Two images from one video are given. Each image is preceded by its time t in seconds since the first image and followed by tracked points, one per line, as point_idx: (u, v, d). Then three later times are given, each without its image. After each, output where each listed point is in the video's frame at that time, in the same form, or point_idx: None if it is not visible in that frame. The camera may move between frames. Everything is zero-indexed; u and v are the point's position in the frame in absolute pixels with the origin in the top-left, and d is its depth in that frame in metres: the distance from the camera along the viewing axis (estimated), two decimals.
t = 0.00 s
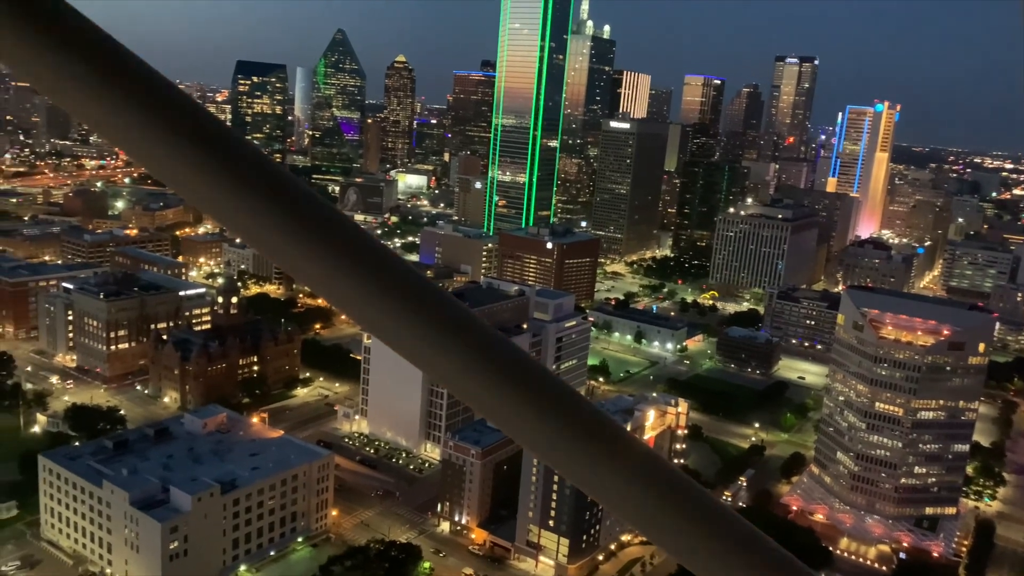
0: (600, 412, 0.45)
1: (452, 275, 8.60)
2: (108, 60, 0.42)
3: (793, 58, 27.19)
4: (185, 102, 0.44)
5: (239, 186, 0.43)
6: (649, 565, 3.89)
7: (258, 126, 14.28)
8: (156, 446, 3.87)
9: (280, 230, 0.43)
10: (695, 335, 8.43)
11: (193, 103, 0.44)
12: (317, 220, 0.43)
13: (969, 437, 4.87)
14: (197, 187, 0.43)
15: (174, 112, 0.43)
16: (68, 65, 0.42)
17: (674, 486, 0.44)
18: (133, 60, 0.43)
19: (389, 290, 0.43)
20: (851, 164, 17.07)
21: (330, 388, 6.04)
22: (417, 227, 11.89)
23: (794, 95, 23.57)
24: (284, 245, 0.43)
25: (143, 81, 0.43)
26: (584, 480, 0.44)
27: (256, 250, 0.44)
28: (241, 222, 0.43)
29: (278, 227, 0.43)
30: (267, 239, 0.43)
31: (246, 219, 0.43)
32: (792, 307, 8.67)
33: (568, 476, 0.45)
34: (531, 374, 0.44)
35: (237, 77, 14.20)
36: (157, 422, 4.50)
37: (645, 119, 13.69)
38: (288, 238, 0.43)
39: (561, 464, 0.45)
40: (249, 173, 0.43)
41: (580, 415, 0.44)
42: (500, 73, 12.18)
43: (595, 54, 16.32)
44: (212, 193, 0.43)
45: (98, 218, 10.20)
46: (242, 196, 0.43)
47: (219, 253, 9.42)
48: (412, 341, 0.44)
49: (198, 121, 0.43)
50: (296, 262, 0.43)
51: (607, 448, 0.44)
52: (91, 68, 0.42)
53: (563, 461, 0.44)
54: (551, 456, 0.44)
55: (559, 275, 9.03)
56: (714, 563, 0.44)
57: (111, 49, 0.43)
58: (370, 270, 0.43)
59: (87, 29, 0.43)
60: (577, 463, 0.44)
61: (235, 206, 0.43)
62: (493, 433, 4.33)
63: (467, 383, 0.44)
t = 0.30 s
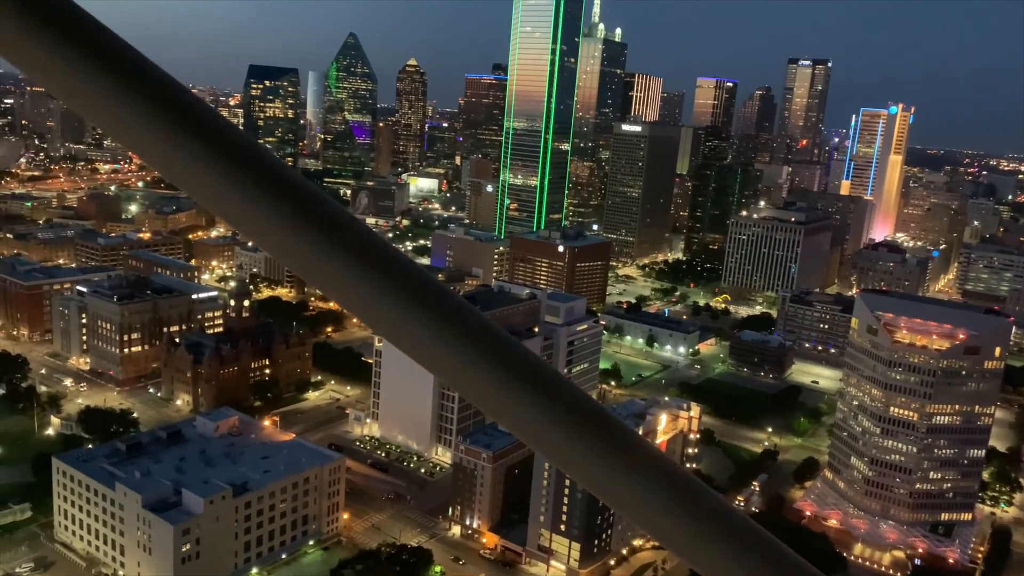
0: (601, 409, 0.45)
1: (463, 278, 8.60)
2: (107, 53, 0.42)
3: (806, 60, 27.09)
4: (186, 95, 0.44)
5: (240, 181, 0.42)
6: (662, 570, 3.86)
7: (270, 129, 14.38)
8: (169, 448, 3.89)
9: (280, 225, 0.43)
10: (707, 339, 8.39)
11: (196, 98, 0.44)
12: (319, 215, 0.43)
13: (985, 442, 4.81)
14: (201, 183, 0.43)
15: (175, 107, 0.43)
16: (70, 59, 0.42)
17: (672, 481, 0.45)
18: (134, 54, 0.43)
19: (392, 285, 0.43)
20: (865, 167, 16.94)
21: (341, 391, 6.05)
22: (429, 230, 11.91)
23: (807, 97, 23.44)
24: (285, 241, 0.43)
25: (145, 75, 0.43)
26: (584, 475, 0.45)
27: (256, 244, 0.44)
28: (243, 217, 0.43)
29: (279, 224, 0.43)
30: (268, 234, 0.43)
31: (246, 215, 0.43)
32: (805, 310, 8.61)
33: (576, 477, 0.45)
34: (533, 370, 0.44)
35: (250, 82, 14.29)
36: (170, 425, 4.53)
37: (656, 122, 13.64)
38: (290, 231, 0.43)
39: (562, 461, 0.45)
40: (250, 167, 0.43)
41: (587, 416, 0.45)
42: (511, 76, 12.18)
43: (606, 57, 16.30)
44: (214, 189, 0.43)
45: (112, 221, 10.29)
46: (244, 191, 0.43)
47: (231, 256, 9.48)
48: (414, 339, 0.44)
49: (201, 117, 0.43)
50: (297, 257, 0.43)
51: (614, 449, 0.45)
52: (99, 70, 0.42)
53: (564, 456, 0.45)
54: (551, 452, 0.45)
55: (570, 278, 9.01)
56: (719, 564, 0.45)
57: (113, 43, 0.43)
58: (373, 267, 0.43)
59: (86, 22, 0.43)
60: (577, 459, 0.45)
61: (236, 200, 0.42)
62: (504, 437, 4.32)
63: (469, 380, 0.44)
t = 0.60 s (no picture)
0: (600, 406, 0.46)
1: (471, 285, 8.61)
2: (115, 61, 0.44)
3: (814, 64, 27.03)
4: (192, 101, 0.45)
5: (253, 189, 0.44)
6: None
7: (279, 137, 14.45)
8: (180, 455, 3.90)
9: (281, 223, 0.44)
10: (716, 344, 8.36)
11: (200, 103, 0.46)
12: (319, 213, 0.44)
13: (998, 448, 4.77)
14: (204, 184, 0.44)
15: (181, 112, 0.44)
16: (80, 66, 0.43)
17: (672, 475, 0.45)
18: (141, 61, 0.45)
19: (392, 282, 0.44)
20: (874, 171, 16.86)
21: (351, 398, 6.06)
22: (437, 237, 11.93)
23: (815, 102, 23.39)
24: (286, 240, 0.44)
25: (152, 82, 0.44)
26: (582, 468, 0.45)
27: (257, 244, 0.45)
28: (243, 217, 0.44)
29: (281, 224, 0.44)
30: (269, 233, 0.44)
31: (251, 216, 0.44)
32: (814, 315, 8.56)
33: (584, 480, 0.46)
34: (530, 364, 0.45)
35: (259, 91, 14.40)
36: (180, 432, 4.55)
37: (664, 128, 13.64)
38: (292, 231, 0.44)
39: (561, 456, 0.45)
40: (263, 178, 0.44)
41: (599, 418, 0.45)
42: (519, 83, 12.21)
43: (614, 63, 16.32)
44: (217, 189, 0.44)
45: (122, 230, 10.35)
46: (245, 190, 0.44)
47: (241, 264, 9.53)
48: (414, 336, 0.44)
49: (205, 121, 0.44)
50: (297, 256, 0.44)
51: (623, 452, 0.45)
52: (118, 86, 0.44)
53: (563, 453, 0.45)
54: (550, 446, 0.45)
55: (579, 284, 9.00)
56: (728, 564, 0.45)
57: (122, 53, 0.45)
58: (374, 263, 0.44)
59: (98, 34, 0.44)
60: (576, 454, 0.45)
61: (238, 201, 0.44)
62: (513, 443, 4.31)
63: (468, 375, 0.44)
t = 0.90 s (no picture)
0: (605, 412, 0.46)
1: (482, 294, 8.62)
2: (132, 77, 0.46)
3: (825, 71, 26.94)
4: (198, 114, 0.47)
5: (262, 199, 0.45)
6: None
7: (291, 149, 14.53)
8: (193, 466, 3.92)
9: (285, 231, 0.45)
10: (729, 352, 8.31)
11: (207, 115, 0.47)
12: (326, 220, 0.45)
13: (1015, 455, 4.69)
14: (215, 194, 0.45)
15: (191, 122, 0.46)
16: (97, 84, 0.46)
17: (677, 483, 0.45)
18: (154, 79, 0.47)
19: (392, 287, 0.45)
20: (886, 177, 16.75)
21: (363, 408, 6.07)
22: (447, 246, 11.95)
23: (826, 109, 23.33)
24: (293, 249, 0.45)
25: (164, 96, 0.46)
26: (584, 471, 0.45)
27: (266, 250, 0.46)
28: (249, 224, 0.45)
29: (289, 232, 0.45)
30: (277, 241, 0.45)
31: (262, 227, 0.45)
32: (827, 322, 8.49)
33: (588, 487, 0.46)
34: (530, 366, 0.45)
35: (271, 103, 14.53)
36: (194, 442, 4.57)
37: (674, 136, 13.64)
38: (294, 236, 0.45)
39: (564, 461, 0.45)
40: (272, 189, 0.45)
41: (602, 424, 0.46)
42: (528, 92, 12.25)
43: (623, 72, 16.35)
44: (225, 198, 0.45)
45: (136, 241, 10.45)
46: (248, 197, 0.45)
47: (253, 275, 9.58)
48: (416, 340, 0.45)
49: (216, 134, 0.46)
50: (301, 261, 0.45)
51: (628, 457, 0.45)
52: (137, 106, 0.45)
53: (565, 455, 0.45)
54: (553, 451, 0.45)
55: (590, 293, 8.99)
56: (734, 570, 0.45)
57: (136, 71, 0.47)
58: (375, 267, 0.45)
59: (122, 59, 0.47)
60: (578, 459, 0.45)
61: (244, 210, 0.45)
62: (525, 452, 4.30)
63: (464, 377, 0.45)
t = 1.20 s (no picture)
0: (629, 430, 0.45)
1: (494, 307, 8.62)
2: (120, 67, 0.43)
3: (837, 82, 26.98)
4: (197, 111, 0.44)
5: (273, 213, 0.43)
6: None
7: (304, 163, 14.66)
8: (206, 479, 3.92)
9: (292, 241, 0.43)
10: (743, 365, 8.25)
11: (207, 113, 0.45)
12: (343, 235, 0.43)
13: None
14: (215, 202, 0.43)
15: (188, 123, 0.43)
16: (84, 74, 0.42)
17: (701, 501, 0.44)
18: (145, 69, 0.44)
19: (404, 300, 0.43)
20: (900, 188, 16.66)
21: (375, 421, 6.06)
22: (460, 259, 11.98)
23: (839, 120, 23.30)
24: (304, 260, 0.43)
25: (170, 97, 0.43)
26: (601, 489, 0.44)
27: (273, 259, 0.45)
28: (254, 232, 0.43)
29: (304, 246, 0.43)
30: (283, 252, 0.43)
31: (271, 239, 0.43)
32: (842, 334, 8.43)
33: (608, 504, 0.45)
34: (546, 382, 0.44)
35: (284, 117, 14.68)
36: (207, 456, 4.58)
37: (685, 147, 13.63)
38: (301, 246, 0.43)
39: (580, 477, 0.45)
40: (288, 200, 0.43)
41: (623, 440, 0.45)
42: (540, 105, 12.29)
43: (634, 85, 16.39)
44: (226, 207, 0.43)
45: (152, 255, 10.54)
46: (263, 207, 0.43)
47: (267, 288, 9.64)
48: (431, 358, 0.44)
49: (225, 140, 0.44)
50: (310, 275, 0.44)
51: (650, 474, 0.44)
52: (137, 108, 0.43)
53: (583, 474, 0.44)
54: (570, 467, 0.44)
55: (602, 305, 8.96)
56: None
57: (132, 63, 0.44)
58: (387, 280, 0.43)
59: (118, 51, 0.44)
60: (595, 477, 0.44)
61: (255, 221, 0.43)
62: (538, 466, 4.27)
63: (486, 394, 0.44)
